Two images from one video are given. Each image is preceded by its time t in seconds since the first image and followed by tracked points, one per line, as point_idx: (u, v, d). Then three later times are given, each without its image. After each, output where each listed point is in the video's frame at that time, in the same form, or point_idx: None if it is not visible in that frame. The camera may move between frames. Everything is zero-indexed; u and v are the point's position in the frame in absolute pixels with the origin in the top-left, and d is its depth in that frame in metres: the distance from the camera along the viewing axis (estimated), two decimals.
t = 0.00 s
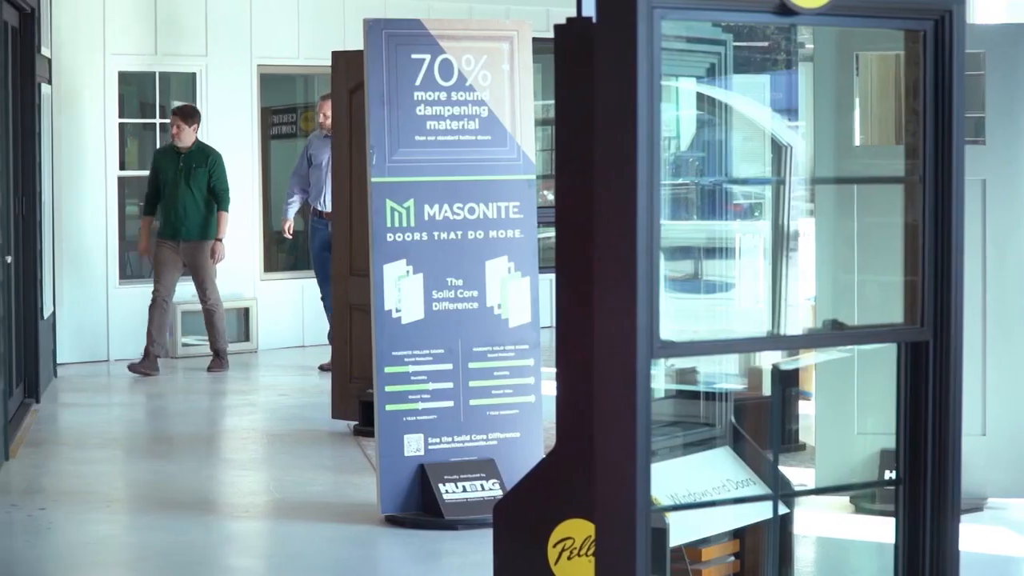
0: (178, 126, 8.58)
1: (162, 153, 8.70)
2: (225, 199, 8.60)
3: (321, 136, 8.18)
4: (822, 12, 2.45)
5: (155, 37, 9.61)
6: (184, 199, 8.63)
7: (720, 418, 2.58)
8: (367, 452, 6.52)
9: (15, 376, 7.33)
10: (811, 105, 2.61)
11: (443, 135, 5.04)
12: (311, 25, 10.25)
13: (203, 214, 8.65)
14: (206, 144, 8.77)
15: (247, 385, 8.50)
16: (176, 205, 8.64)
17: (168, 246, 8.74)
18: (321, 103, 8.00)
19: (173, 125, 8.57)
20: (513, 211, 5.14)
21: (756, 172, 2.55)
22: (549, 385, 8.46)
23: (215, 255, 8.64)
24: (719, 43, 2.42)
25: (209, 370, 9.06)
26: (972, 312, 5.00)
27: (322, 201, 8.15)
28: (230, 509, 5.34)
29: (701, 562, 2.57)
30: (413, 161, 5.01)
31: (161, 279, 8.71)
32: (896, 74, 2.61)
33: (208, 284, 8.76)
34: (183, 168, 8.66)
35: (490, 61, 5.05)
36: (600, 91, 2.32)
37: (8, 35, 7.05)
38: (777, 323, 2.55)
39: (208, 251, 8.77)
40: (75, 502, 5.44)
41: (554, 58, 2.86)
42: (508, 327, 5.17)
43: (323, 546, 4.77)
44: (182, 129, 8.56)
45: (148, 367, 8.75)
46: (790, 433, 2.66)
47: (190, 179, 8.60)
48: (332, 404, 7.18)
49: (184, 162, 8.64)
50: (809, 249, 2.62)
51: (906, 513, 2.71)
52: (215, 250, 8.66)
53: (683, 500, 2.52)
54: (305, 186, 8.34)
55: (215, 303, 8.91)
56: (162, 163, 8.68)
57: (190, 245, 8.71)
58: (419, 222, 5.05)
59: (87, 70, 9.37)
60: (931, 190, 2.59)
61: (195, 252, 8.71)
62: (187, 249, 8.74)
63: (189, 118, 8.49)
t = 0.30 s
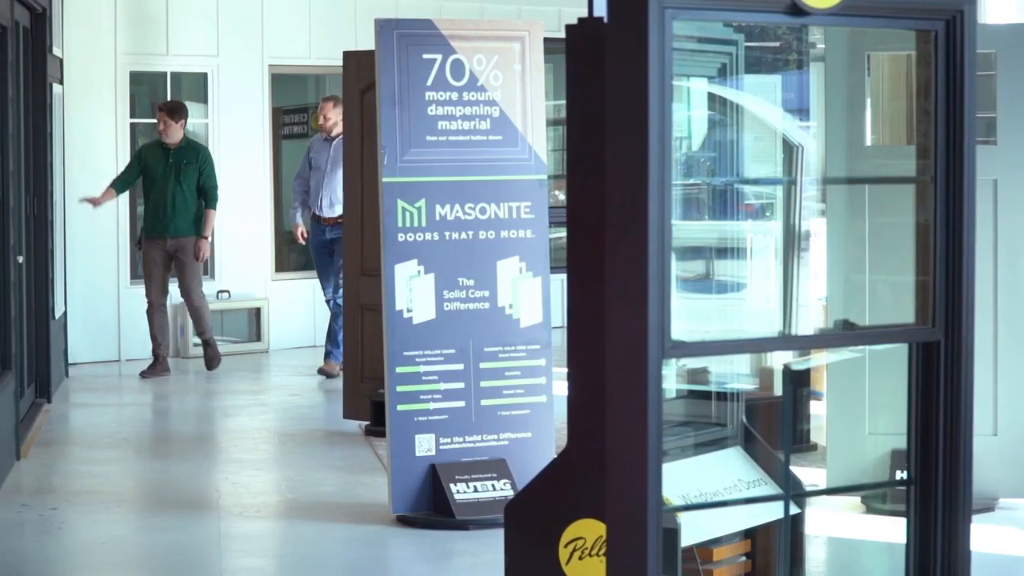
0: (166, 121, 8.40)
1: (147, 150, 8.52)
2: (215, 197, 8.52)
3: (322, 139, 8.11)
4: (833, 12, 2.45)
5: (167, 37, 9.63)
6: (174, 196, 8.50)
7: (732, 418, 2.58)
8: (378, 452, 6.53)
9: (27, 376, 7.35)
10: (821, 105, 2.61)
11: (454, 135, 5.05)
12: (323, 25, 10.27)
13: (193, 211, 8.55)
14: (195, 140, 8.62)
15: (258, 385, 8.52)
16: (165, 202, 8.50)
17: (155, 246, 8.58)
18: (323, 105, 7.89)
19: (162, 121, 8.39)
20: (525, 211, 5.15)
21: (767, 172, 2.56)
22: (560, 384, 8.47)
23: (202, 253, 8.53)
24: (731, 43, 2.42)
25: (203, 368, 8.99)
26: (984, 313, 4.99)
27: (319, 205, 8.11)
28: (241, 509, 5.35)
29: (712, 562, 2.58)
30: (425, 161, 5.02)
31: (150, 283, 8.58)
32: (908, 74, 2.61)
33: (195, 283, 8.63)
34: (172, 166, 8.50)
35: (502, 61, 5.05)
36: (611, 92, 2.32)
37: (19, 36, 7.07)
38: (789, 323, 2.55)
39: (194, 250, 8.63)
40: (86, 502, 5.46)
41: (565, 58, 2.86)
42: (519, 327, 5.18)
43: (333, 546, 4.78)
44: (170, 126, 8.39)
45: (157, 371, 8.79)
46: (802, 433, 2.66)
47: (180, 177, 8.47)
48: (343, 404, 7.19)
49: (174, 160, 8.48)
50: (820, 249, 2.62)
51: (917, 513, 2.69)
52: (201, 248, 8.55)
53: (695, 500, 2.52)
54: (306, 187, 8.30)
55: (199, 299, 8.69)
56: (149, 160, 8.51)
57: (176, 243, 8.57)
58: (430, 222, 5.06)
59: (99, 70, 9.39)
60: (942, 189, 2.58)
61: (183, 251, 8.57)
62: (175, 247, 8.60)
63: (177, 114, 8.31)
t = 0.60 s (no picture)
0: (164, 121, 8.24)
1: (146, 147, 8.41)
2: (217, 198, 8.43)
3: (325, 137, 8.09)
4: (844, 12, 2.44)
5: (179, 37, 9.66)
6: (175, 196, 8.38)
7: (743, 418, 2.59)
8: (389, 452, 6.54)
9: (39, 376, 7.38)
10: (833, 106, 2.62)
11: (466, 135, 5.05)
12: (334, 25, 10.29)
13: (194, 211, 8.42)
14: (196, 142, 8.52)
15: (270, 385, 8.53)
16: (165, 202, 8.36)
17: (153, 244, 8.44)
18: (324, 102, 7.81)
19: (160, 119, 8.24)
20: (536, 211, 5.16)
21: (779, 172, 2.56)
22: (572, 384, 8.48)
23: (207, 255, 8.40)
24: (742, 43, 2.42)
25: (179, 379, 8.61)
26: (995, 313, 4.98)
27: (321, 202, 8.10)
28: (252, 510, 5.37)
29: (724, 562, 2.59)
30: (436, 160, 5.03)
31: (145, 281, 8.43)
32: (920, 74, 2.59)
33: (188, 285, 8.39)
34: (172, 166, 8.40)
35: (513, 61, 5.07)
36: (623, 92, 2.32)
37: (31, 36, 7.09)
38: (800, 323, 2.55)
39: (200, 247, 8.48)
40: (97, 502, 5.47)
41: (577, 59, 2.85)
42: (531, 327, 5.19)
43: (344, 547, 4.79)
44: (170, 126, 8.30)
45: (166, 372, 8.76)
46: (814, 433, 2.67)
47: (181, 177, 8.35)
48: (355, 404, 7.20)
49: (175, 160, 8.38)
50: (832, 249, 2.62)
51: (929, 515, 2.68)
52: (203, 249, 8.41)
53: (706, 500, 2.52)
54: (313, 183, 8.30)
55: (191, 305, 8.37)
56: (149, 159, 8.39)
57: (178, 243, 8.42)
58: (442, 222, 5.06)
59: (111, 70, 9.41)
60: (954, 191, 2.58)
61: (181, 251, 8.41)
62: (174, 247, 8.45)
63: (176, 115, 8.18)
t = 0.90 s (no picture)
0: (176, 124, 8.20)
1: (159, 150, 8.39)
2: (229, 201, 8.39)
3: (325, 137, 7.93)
4: (856, 12, 2.44)
5: (191, 37, 9.69)
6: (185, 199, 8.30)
7: (755, 418, 2.59)
8: (402, 452, 6.55)
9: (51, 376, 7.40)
10: (846, 106, 2.61)
11: (479, 135, 5.05)
12: (346, 25, 10.30)
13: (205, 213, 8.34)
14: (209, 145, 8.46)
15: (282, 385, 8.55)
16: (175, 204, 8.28)
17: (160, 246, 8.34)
18: (323, 103, 7.56)
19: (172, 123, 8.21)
20: (549, 211, 5.16)
21: (791, 172, 2.55)
22: (584, 384, 8.48)
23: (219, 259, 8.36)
24: (754, 44, 2.42)
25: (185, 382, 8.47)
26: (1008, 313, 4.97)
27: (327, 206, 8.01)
28: (264, 510, 5.38)
29: (736, 562, 2.59)
30: (449, 160, 5.03)
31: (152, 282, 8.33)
32: (933, 74, 2.59)
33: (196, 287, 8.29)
34: (183, 168, 8.34)
35: (525, 61, 5.08)
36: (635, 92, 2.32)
37: (43, 36, 7.11)
38: (812, 323, 2.56)
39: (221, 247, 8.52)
40: (110, 502, 5.49)
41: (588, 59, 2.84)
42: (543, 327, 5.19)
43: (355, 547, 4.80)
44: (179, 128, 8.22)
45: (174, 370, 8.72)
46: (826, 433, 2.67)
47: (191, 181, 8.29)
48: (367, 404, 7.21)
49: (185, 162, 8.33)
50: (844, 249, 2.62)
51: (941, 514, 2.67)
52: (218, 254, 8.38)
53: (718, 501, 2.52)
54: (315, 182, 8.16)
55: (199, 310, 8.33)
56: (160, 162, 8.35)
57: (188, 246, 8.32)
58: (454, 222, 5.07)
59: (123, 70, 9.44)
60: (966, 191, 2.57)
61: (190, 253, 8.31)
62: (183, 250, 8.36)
63: (189, 118, 8.15)
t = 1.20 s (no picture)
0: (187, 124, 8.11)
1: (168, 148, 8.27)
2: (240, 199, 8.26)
3: (322, 137, 7.79)
4: (870, 12, 2.44)
5: (205, 37, 9.71)
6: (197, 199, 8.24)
7: (769, 418, 2.58)
8: (415, 452, 6.56)
9: (65, 376, 7.42)
10: (859, 105, 2.61)
11: (493, 135, 5.06)
12: (360, 25, 10.31)
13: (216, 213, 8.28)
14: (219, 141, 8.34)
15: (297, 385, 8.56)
16: (186, 204, 8.23)
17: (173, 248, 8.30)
18: (322, 102, 7.58)
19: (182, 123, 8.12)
20: (563, 211, 5.16)
21: (805, 172, 2.55)
22: (598, 385, 8.48)
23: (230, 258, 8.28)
24: (769, 43, 2.42)
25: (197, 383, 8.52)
26: None
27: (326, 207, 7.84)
28: (279, 510, 5.39)
29: (749, 562, 2.58)
30: (463, 161, 5.04)
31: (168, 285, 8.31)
32: (947, 74, 2.58)
33: (213, 292, 8.32)
34: (193, 166, 8.24)
35: (539, 61, 5.08)
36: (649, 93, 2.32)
37: (57, 36, 7.13)
38: (827, 323, 2.55)
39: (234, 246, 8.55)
40: (123, 502, 5.51)
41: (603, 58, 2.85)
42: (557, 327, 5.19)
43: (369, 546, 4.80)
44: (189, 128, 8.12)
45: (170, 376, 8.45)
46: (839, 433, 2.68)
47: (201, 180, 8.20)
48: (380, 404, 7.21)
49: (195, 161, 8.22)
50: (858, 248, 2.62)
51: (954, 514, 2.68)
52: (229, 251, 8.31)
53: (732, 500, 2.51)
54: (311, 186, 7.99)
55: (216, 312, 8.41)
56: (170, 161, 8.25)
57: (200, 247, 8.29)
58: (468, 222, 5.07)
59: (137, 69, 9.46)
60: (980, 191, 2.58)
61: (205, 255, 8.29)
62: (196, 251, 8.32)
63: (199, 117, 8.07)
